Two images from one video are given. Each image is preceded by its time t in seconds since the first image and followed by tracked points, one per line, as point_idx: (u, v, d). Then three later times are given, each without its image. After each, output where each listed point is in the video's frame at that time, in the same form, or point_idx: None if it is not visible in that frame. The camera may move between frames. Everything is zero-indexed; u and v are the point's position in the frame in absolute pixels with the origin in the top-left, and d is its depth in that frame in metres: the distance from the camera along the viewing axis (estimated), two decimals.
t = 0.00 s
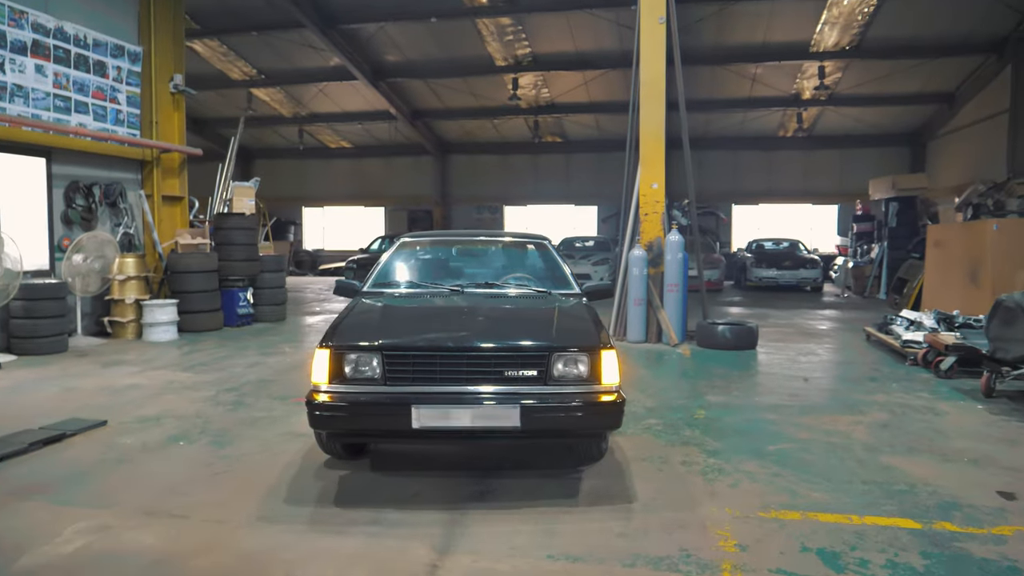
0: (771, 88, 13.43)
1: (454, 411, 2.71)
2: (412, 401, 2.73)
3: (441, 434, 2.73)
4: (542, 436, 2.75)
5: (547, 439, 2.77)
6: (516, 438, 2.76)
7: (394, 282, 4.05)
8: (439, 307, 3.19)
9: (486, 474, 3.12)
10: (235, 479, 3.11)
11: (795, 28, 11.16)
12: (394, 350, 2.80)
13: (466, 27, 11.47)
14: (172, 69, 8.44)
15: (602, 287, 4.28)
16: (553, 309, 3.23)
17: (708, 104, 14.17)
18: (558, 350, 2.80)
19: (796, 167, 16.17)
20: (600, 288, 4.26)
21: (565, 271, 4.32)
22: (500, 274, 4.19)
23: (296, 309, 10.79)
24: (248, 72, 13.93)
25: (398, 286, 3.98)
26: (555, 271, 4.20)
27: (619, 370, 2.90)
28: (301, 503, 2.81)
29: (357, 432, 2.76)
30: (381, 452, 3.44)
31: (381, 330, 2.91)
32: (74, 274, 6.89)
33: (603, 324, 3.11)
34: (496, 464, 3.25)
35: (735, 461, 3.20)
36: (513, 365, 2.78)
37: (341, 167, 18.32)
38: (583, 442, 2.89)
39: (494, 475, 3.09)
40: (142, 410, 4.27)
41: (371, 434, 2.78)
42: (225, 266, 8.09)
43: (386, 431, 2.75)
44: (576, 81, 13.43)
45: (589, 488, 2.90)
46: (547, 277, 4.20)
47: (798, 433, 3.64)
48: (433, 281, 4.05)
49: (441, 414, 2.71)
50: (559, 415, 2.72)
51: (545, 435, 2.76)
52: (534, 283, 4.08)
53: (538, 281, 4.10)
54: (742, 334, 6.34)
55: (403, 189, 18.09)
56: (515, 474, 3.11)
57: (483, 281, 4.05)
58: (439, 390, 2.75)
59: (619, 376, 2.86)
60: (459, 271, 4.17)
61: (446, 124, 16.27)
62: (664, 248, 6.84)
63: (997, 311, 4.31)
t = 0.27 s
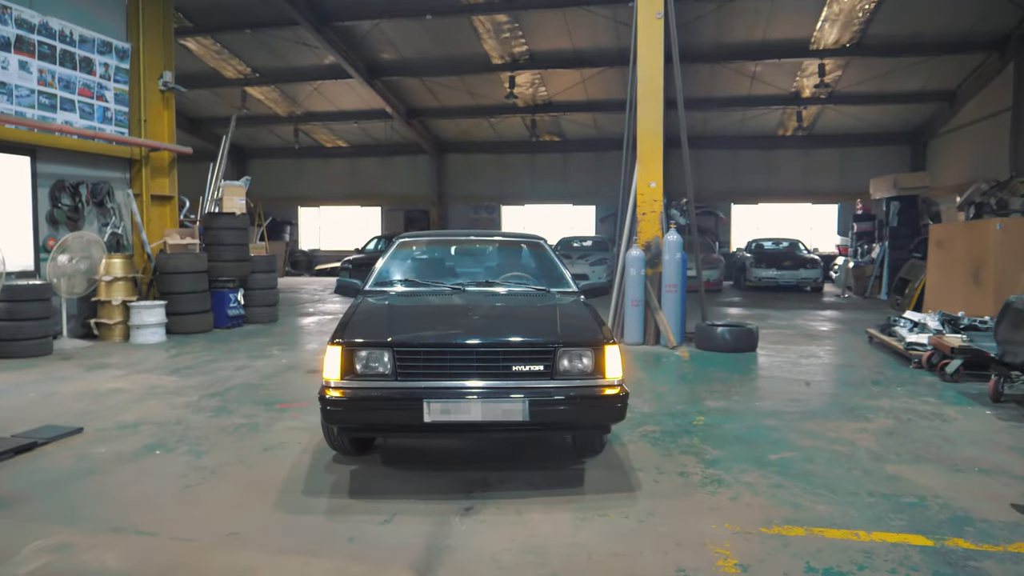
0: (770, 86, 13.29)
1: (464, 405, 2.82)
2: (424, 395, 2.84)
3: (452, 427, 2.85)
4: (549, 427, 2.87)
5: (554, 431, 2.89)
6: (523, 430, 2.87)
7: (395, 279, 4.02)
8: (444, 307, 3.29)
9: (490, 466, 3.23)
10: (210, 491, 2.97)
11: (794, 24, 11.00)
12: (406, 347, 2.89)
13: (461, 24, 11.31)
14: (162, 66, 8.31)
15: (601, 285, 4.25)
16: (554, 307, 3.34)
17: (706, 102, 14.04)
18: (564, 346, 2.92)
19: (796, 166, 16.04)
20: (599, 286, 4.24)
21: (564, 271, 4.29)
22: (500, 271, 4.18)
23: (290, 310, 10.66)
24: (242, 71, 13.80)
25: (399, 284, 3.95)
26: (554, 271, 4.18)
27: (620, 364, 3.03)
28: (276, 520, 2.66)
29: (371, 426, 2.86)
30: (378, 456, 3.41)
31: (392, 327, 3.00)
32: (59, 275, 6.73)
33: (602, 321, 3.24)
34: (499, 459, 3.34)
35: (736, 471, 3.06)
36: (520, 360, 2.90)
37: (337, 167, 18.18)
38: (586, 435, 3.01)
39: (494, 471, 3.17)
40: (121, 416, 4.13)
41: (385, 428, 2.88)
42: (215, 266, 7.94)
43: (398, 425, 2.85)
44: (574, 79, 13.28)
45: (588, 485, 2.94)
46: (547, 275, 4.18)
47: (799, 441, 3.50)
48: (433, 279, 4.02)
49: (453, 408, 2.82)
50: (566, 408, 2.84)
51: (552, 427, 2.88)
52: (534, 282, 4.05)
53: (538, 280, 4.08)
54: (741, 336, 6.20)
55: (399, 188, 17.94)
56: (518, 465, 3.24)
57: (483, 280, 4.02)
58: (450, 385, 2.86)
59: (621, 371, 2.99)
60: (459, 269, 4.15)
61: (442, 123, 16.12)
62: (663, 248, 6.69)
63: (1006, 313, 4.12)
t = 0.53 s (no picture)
0: (770, 84, 13.14)
1: (471, 399, 2.86)
2: (430, 390, 2.89)
3: (457, 421, 2.89)
4: (551, 420, 2.93)
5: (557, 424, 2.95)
6: (527, 423, 2.93)
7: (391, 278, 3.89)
8: (445, 304, 3.32)
9: (493, 461, 3.27)
10: (184, 504, 2.82)
11: (795, 21, 10.85)
12: (412, 344, 2.94)
13: (457, 21, 11.15)
14: (151, 62, 8.15)
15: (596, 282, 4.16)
16: (553, 305, 3.40)
17: (706, 101, 13.89)
18: (565, 341, 2.98)
19: (796, 165, 15.91)
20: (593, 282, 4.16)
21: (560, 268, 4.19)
22: (497, 269, 4.06)
23: (285, 310, 10.52)
24: (236, 69, 13.65)
25: (397, 283, 3.82)
26: (552, 269, 4.07)
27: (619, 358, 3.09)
28: (249, 537, 2.50)
29: (378, 421, 2.90)
30: (362, 465, 3.24)
31: (397, 325, 3.05)
32: (44, 275, 6.57)
33: (600, 315, 3.30)
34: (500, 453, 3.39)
35: (737, 481, 2.91)
36: (523, 355, 2.95)
37: (334, 166, 18.03)
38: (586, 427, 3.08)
39: (483, 480, 3.02)
40: (97, 423, 3.98)
41: (391, 423, 2.92)
42: (205, 266, 7.79)
43: (404, 420, 2.90)
44: (572, 77, 13.14)
45: (581, 495, 2.80)
46: (544, 272, 4.07)
47: (803, 449, 3.35)
48: (431, 279, 3.90)
49: (459, 402, 2.86)
50: (569, 400, 2.90)
51: (555, 419, 2.93)
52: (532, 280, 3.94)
53: (537, 280, 3.96)
54: (742, 338, 6.06)
55: (396, 187, 17.80)
56: (516, 459, 3.29)
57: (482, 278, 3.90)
58: (456, 380, 2.91)
59: (620, 365, 3.05)
60: (456, 266, 4.03)
61: (439, 122, 15.97)
62: (661, 248, 6.55)
63: (1018, 315, 3.96)
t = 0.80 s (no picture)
0: (771, 82, 12.97)
1: (473, 398, 2.79)
2: (432, 389, 2.80)
3: (459, 420, 2.81)
4: (553, 418, 2.86)
5: (559, 422, 2.88)
6: (528, 422, 2.86)
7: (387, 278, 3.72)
8: (442, 304, 3.23)
9: (494, 459, 3.29)
10: (154, 521, 2.65)
11: (796, 18, 10.68)
12: (414, 343, 2.84)
13: (454, 18, 10.99)
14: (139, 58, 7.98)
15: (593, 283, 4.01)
16: (550, 302, 3.32)
17: (706, 99, 13.72)
18: (565, 340, 2.91)
19: (797, 164, 15.76)
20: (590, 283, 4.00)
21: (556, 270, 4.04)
22: (493, 269, 3.90)
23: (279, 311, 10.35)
24: (230, 66, 13.49)
25: (392, 283, 3.66)
26: (549, 270, 3.91)
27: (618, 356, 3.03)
28: (218, 558, 2.33)
29: (380, 420, 2.82)
30: (345, 478, 3.07)
31: (398, 324, 2.95)
32: (27, 276, 6.40)
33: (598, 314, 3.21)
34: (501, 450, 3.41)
35: (741, 496, 2.74)
36: (524, 354, 2.88)
37: (330, 166, 17.87)
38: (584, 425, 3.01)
39: (472, 493, 2.85)
40: (71, 432, 3.80)
41: (392, 423, 2.84)
42: (194, 267, 7.61)
43: (406, 420, 2.81)
44: (570, 75, 12.98)
45: (575, 512, 2.63)
46: (540, 272, 3.92)
47: (809, 460, 3.19)
48: (428, 279, 3.73)
49: (461, 401, 2.78)
50: (572, 399, 2.83)
51: (557, 417, 2.87)
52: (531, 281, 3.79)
53: (536, 281, 3.81)
54: (743, 341, 5.89)
55: (393, 187, 17.63)
56: (515, 460, 3.27)
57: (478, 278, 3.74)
58: (458, 378, 2.82)
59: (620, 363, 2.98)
60: (452, 267, 3.87)
61: (436, 120, 15.80)
62: (661, 248, 6.39)
63: None
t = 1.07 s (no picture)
0: (771, 80, 12.81)
1: (477, 398, 2.64)
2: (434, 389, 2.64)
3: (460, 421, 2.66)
4: (555, 419, 2.71)
5: (560, 422, 2.73)
6: (530, 422, 2.71)
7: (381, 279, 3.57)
8: (438, 304, 3.08)
9: (494, 460, 3.24)
10: (121, 541, 2.49)
11: (798, 15, 10.53)
12: (415, 346, 2.69)
13: (451, 15, 10.84)
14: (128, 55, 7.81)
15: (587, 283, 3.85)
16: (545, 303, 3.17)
17: (706, 97, 13.57)
18: (563, 341, 2.76)
19: (797, 163, 15.61)
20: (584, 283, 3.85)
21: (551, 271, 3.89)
22: (487, 270, 3.75)
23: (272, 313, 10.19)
24: (225, 64, 13.33)
25: (387, 284, 3.51)
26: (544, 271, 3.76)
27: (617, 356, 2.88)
28: None
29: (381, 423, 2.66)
30: (326, 492, 2.90)
31: (398, 325, 2.79)
32: (10, 278, 6.24)
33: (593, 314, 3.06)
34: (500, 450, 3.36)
35: (745, 514, 2.59)
36: (524, 354, 2.72)
37: (326, 165, 17.71)
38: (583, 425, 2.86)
39: (461, 510, 2.70)
40: (44, 441, 3.64)
41: (392, 424, 2.68)
42: (183, 269, 7.46)
43: (405, 421, 2.66)
44: (568, 73, 12.82)
45: (569, 532, 2.48)
46: (536, 273, 3.77)
47: (815, 473, 3.04)
48: (423, 280, 3.58)
49: (463, 401, 2.63)
50: (574, 398, 2.69)
51: (558, 418, 2.72)
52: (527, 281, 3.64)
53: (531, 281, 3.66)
54: (744, 344, 5.74)
55: (390, 186, 17.47)
56: (514, 463, 3.20)
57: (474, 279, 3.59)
58: (459, 379, 2.67)
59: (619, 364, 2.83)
60: (447, 267, 3.72)
61: (433, 119, 15.64)
62: (660, 249, 6.24)
63: None
